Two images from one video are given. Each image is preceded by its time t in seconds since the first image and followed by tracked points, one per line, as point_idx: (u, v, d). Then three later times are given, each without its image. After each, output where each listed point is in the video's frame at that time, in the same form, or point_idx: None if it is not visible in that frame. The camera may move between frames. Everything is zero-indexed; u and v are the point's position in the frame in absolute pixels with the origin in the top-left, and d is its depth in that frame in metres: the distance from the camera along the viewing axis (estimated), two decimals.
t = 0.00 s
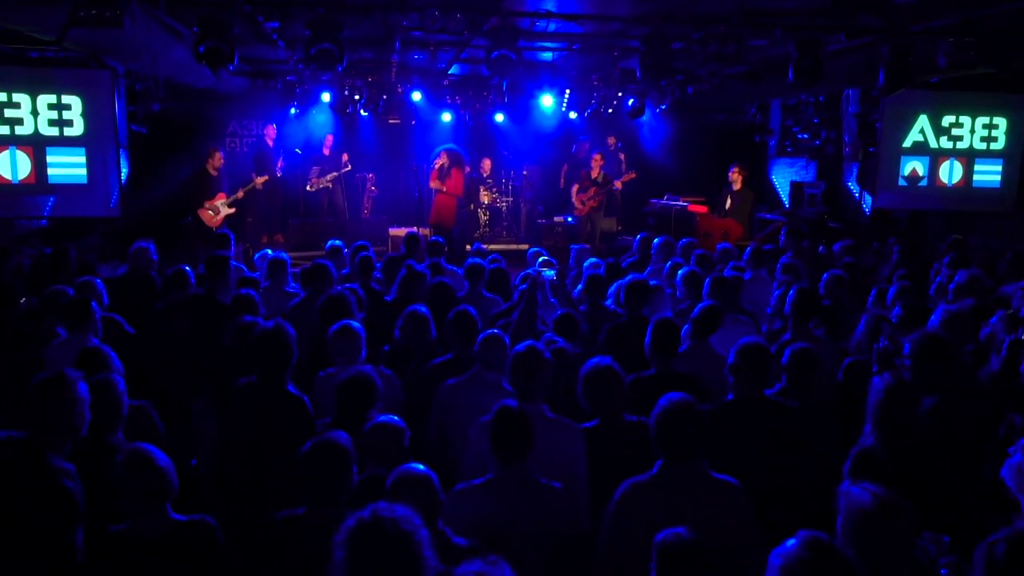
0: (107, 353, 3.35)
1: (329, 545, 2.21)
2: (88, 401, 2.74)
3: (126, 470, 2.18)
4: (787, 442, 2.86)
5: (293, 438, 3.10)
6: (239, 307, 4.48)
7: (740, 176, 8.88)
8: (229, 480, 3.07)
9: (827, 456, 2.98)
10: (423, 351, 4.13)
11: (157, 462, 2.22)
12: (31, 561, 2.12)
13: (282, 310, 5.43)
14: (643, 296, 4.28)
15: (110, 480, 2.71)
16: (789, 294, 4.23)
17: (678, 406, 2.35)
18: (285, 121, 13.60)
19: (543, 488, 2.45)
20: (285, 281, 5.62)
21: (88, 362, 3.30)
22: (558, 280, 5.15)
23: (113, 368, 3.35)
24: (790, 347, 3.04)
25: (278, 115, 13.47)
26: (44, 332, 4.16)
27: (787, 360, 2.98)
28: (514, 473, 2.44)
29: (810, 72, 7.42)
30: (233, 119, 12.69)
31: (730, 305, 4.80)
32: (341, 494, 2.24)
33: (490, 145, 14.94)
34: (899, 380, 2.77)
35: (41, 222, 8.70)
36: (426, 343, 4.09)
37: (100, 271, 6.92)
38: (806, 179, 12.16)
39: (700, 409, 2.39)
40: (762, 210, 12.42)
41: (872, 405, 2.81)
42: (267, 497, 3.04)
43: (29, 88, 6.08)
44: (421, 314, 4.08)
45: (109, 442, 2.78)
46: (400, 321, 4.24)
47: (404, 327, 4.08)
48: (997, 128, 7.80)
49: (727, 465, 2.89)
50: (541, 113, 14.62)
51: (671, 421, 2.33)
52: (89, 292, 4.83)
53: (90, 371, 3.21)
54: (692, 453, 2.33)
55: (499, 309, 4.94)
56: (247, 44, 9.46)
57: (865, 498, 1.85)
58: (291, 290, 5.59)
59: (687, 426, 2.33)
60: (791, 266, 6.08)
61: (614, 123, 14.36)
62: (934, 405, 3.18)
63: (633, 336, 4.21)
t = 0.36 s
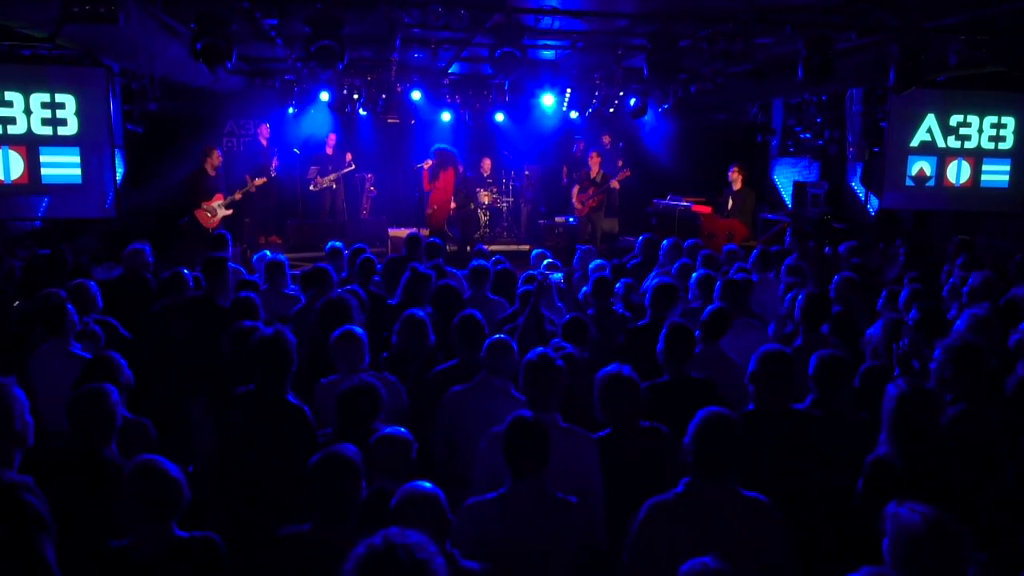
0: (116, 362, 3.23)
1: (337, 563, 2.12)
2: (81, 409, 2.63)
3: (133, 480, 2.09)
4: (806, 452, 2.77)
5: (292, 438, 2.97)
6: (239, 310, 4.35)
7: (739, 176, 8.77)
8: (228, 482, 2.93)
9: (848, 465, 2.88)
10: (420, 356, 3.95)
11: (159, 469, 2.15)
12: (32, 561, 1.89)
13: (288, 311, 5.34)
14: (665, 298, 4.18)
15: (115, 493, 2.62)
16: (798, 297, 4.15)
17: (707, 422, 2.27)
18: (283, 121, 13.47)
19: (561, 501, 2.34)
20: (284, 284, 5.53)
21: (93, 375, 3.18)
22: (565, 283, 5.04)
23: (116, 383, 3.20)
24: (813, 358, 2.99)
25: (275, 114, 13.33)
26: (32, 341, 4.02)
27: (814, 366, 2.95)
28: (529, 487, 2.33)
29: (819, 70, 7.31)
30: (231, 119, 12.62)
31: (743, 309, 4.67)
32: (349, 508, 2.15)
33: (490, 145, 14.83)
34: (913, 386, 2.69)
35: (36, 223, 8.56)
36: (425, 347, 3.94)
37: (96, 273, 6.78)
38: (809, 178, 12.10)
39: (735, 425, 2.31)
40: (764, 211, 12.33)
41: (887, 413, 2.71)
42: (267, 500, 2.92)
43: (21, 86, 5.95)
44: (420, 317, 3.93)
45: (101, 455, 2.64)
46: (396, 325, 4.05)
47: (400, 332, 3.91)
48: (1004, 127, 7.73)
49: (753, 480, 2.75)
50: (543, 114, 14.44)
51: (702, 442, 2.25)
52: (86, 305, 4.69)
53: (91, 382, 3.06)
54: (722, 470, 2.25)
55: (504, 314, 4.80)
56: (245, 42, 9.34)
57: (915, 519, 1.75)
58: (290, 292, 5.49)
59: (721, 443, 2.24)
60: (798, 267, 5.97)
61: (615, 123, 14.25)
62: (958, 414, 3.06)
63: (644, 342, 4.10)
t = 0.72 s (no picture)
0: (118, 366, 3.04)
1: None
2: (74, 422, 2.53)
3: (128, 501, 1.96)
4: (833, 464, 2.62)
5: (293, 444, 2.88)
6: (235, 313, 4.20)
7: (743, 177, 8.67)
8: (225, 483, 2.84)
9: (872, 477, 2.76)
10: (419, 358, 3.90)
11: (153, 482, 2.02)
12: None
13: (284, 314, 5.18)
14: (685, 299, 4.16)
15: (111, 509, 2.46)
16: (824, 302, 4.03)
17: (738, 439, 2.16)
18: (281, 120, 13.33)
19: (582, 519, 2.23)
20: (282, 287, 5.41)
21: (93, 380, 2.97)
22: (574, 286, 4.90)
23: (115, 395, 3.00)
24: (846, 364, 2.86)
25: (273, 114, 13.19)
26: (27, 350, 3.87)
27: (848, 370, 2.81)
28: (548, 505, 2.22)
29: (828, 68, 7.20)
30: (228, 119, 12.53)
31: (755, 313, 4.56)
32: (356, 521, 2.03)
33: (491, 145, 14.67)
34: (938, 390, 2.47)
35: (29, 224, 8.41)
36: (418, 350, 3.86)
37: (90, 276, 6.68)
38: (811, 178, 12.02)
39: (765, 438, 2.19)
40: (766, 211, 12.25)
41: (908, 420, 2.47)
42: (266, 503, 2.83)
43: (13, 85, 5.83)
44: (412, 322, 3.83)
45: (94, 469, 2.52)
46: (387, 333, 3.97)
47: (392, 338, 3.83)
48: (1013, 127, 7.62)
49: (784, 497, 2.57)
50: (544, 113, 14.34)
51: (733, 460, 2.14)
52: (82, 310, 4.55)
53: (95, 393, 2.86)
54: (753, 486, 2.13)
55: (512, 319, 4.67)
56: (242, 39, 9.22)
57: (957, 542, 1.61)
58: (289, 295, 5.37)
59: (753, 460, 2.13)
60: (805, 270, 5.87)
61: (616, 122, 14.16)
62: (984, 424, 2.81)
63: (659, 351, 4.00)
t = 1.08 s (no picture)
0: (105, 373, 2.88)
1: None
2: (67, 435, 2.41)
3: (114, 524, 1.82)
4: (863, 480, 2.49)
5: (294, 449, 2.76)
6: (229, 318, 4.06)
7: (747, 177, 8.57)
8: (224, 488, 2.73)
9: (906, 492, 2.63)
10: (420, 364, 3.74)
11: (141, 502, 1.88)
12: None
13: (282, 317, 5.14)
14: (681, 304, 3.81)
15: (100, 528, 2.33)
16: (837, 305, 3.95)
17: (765, 448, 2.05)
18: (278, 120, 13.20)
19: (605, 540, 2.14)
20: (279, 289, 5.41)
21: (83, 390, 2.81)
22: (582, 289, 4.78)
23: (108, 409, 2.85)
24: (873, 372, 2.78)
25: (272, 113, 12.81)
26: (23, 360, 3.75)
27: (874, 382, 2.73)
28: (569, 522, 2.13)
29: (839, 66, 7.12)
30: (226, 117, 12.39)
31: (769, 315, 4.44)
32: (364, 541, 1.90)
33: (491, 145, 14.45)
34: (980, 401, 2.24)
35: (23, 225, 8.29)
36: (421, 356, 3.73)
37: (85, 278, 6.61)
38: (815, 178, 11.97)
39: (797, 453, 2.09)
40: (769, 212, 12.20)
41: (947, 433, 2.25)
42: (267, 506, 2.72)
43: (6, 83, 5.81)
44: (410, 327, 3.68)
45: (88, 485, 2.40)
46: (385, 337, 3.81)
47: (392, 343, 3.70)
48: None
49: (823, 515, 2.48)
50: (545, 112, 14.20)
51: (757, 476, 2.02)
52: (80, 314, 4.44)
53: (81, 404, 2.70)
54: (785, 506, 2.02)
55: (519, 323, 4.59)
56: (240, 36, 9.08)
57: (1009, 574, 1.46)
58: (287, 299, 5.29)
59: (783, 473, 2.01)
60: (814, 271, 5.75)
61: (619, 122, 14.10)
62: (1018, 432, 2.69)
63: (660, 353, 3.82)
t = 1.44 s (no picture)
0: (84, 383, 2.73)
1: None
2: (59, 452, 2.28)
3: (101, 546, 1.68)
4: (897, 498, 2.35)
5: (295, 455, 2.64)
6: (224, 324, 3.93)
7: (752, 176, 8.45)
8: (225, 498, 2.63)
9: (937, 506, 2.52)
10: (429, 369, 3.77)
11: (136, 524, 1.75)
12: None
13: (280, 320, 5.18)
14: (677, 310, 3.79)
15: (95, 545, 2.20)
16: (844, 310, 3.87)
17: (795, 469, 1.94)
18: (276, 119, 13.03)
19: (630, 559, 2.01)
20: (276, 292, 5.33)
21: (69, 404, 2.67)
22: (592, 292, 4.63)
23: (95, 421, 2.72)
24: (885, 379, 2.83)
25: (270, 113, 12.45)
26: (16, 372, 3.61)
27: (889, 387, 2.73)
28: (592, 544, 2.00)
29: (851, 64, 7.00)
30: (223, 117, 12.29)
31: (783, 318, 4.32)
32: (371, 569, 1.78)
33: (492, 144, 14.29)
34: (1022, 418, 2.24)
35: (15, 227, 8.13)
36: (429, 364, 3.77)
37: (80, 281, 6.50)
38: (818, 178, 11.76)
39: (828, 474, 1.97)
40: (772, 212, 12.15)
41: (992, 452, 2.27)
42: (268, 511, 2.61)
43: None
44: (421, 331, 3.73)
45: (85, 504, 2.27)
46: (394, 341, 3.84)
47: (400, 349, 3.73)
48: None
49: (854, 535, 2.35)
50: (546, 111, 14.05)
51: (788, 498, 1.90)
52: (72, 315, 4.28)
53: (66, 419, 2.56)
54: (818, 533, 1.89)
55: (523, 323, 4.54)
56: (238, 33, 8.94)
57: None
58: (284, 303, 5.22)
59: (817, 494, 1.89)
60: (824, 272, 5.63)
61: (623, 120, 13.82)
62: None
63: (664, 355, 3.68)
